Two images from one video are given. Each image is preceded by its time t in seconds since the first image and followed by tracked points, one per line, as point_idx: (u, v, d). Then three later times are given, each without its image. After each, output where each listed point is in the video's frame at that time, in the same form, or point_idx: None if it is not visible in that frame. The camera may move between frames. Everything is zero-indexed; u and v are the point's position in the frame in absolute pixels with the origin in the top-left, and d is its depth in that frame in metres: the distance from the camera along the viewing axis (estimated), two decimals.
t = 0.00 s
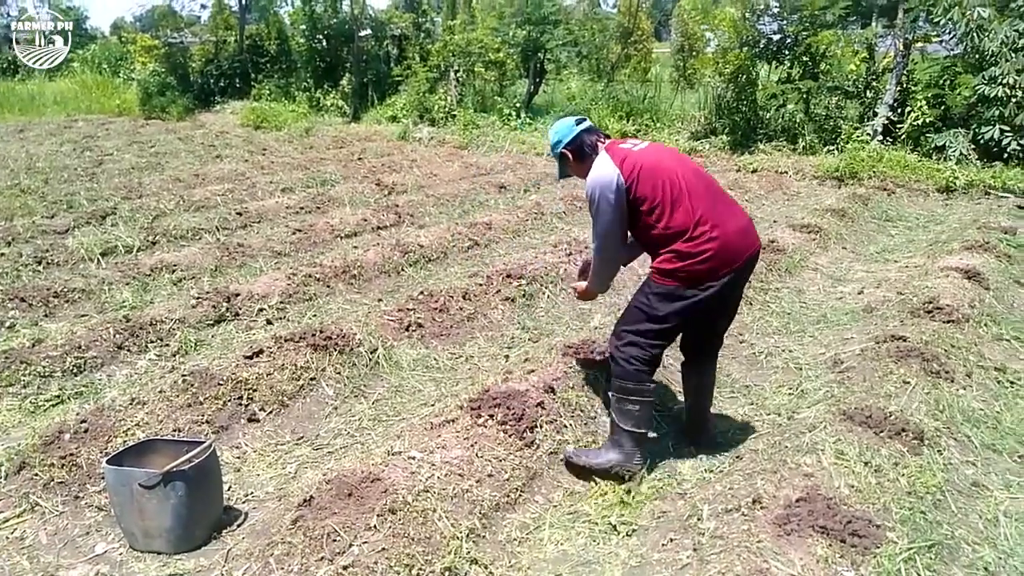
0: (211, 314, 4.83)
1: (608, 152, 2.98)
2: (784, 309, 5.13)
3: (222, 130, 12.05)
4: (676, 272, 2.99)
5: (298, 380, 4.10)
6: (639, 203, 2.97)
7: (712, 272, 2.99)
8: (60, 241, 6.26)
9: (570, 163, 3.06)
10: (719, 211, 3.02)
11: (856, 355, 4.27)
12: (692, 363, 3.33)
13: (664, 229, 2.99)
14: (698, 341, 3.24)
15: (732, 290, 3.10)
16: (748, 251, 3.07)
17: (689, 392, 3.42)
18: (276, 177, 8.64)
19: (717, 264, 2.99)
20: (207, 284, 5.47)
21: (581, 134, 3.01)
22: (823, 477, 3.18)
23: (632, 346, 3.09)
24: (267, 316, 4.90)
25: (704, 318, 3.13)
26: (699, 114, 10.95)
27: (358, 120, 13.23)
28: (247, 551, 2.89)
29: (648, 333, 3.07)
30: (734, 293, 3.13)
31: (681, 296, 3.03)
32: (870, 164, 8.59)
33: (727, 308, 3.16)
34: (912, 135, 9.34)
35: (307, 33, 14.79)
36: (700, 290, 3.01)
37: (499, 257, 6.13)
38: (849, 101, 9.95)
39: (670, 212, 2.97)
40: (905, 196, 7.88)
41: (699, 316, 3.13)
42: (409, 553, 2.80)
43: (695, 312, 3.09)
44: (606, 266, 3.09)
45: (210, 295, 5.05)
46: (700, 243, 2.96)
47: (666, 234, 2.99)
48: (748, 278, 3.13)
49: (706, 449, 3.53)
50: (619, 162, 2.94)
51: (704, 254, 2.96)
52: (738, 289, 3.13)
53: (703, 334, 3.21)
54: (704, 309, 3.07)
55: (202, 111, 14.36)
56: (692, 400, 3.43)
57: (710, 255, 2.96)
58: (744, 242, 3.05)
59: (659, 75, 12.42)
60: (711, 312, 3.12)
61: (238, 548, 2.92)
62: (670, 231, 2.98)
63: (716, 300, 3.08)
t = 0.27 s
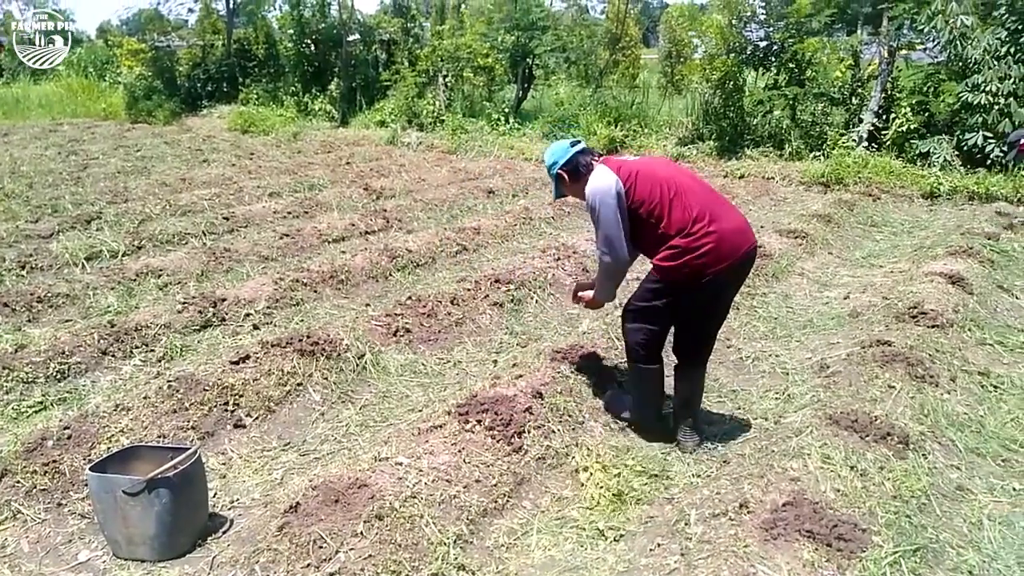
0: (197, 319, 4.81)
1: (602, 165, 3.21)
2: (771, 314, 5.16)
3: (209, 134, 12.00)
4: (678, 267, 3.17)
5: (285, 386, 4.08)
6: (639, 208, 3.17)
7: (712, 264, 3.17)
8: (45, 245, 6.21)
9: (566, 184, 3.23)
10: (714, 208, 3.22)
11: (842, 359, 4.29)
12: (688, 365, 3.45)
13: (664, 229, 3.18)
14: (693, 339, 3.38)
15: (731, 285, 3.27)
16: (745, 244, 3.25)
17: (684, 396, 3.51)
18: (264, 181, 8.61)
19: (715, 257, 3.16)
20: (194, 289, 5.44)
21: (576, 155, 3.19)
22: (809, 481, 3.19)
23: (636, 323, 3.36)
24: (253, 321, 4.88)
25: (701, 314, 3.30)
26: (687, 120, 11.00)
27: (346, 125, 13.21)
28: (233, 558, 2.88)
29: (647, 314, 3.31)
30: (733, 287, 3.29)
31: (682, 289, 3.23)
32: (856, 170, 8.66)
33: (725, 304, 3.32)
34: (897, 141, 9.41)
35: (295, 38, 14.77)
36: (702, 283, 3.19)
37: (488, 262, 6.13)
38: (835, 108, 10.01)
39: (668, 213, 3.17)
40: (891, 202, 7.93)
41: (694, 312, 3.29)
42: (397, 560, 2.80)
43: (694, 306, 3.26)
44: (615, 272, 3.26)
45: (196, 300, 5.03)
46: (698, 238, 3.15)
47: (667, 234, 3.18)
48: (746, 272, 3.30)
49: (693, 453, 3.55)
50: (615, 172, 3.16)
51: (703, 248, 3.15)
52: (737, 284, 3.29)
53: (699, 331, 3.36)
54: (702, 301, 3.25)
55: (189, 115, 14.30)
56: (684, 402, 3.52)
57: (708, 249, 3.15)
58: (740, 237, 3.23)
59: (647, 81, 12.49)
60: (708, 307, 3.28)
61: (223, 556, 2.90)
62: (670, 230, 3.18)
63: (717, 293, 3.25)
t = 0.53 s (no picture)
0: (192, 321, 4.80)
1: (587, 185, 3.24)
2: (765, 317, 5.17)
3: (204, 135, 11.98)
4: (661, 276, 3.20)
5: (279, 388, 4.07)
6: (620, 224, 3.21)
7: (692, 269, 3.17)
8: (38, 247, 6.19)
9: (557, 214, 3.23)
10: (693, 217, 3.24)
11: (836, 363, 4.31)
12: (679, 371, 3.48)
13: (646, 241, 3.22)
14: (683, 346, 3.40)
15: (716, 288, 3.25)
16: (728, 247, 3.23)
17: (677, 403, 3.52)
18: (259, 183, 8.60)
19: (695, 262, 3.16)
20: (188, 290, 5.44)
21: (566, 184, 3.18)
22: (803, 484, 3.19)
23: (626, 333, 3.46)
24: (248, 323, 4.87)
25: (686, 320, 3.30)
26: (682, 123, 11.03)
27: (342, 127, 13.20)
28: (226, 561, 2.87)
29: (633, 325, 3.40)
30: (719, 291, 3.27)
31: (665, 297, 3.25)
32: (850, 174, 8.69)
33: (712, 308, 3.30)
34: (890, 145, 9.44)
35: (290, 39, 14.77)
36: (683, 289, 3.20)
37: (483, 264, 6.13)
38: (830, 112, 10.05)
39: (647, 225, 3.21)
40: (884, 206, 7.96)
41: (678, 320, 3.31)
42: (391, 563, 2.80)
43: (678, 313, 3.28)
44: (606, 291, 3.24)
45: (190, 301, 5.02)
46: (677, 245, 3.17)
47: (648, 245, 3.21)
48: (733, 275, 3.27)
49: (687, 456, 3.55)
50: (595, 191, 3.21)
51: (683, 254, 3.16)
52: (722, 287, 3.27)
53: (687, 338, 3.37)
54: (686, 307, 3.26)
55: (184, 116, 14.28)
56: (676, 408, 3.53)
57: (688, 255, 3.16)
58: (721, 241, 3.22)
59: (642, 85, 12.50)
60: (693, 312, 3.28)
61: (216, 558, 2.90)
62: (650, 242, 3.21)
63: (701, 298, 3.24)
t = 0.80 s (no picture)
0: (188, 324, 4.79)
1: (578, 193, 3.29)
2: (762, 320, 5.17)
3: (200, 138, 11.97)
4: (646, 276, 3.21)
5: (276, 391, 4.07)
6: (606, 228, 3.24)
7: (675, 267, 3.16)
8: (34, 250, 6.17)
9: (552, 226, 3.30)
10: (678, 217, 3.24)
11: (833, 365, 4.31)
12: (673, 372, 3.47)
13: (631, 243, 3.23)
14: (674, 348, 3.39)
15: (702, 287, 3.21)
16: (714, 245, 3.20)
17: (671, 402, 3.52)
18: (256, 186, 8.59)
19: (678, 260, 3.15)
20: (185, 293, 5.43)
21: (559, 198, 3.27)
22: (800, 487, 3.20)
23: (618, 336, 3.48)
24: (245, 326, 4.87)
25: (674, 320, 3.28)
26: (679, 126, 11.04)
27: (339, 130, 13.20)
28: (222, 565, 2.86)
29: (622, 328, 3.40)
30: (707, 290, 3.23)
31: (650, 297, 3.25)
32: (846, 176, 8.71)
33: (700, 307, 3.27)
34: (887, 148, 9.46)
35: (287, 42, 14.75)
36: (667, 288, 3.19)
37: (480, 267, 6.13)
38: (826, 114, 10.07)
39: (632, 228, 3.22)
40: (881, 209, 7.97)
41: (667, 319, 3.28)
42: (388, 566, 2.81)
43: (666, 312, 3.26)
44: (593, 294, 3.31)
45: (187, 304, 5.01)
46: (660, 244, 3.18)
47: (634, 247, 3.23)
48: (720, 273, 3.23)
49: (684, 458, 3.55)
50: (583, 197, 3.25)
51: (666, 253, 3.16)
52: (710, 286, 3.23)
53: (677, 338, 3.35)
54: (672, 306, 3.24)
55: (181, 119, 14.26)
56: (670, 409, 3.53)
57: (671, 253, 3.15)
58: (705, 239, 3.20)
59: (639, 88, 12.51)
60: (681, 311, 3.26)
61: (213, 563, 2.89)
62: (635, 243, 3.22)
63: (688, 297, 3.21)
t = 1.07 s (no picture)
0: (189, 331, 4.80)
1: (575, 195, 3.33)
2: (763, 323, 5.17)
3: (201, 145, 11.99)
4: (635, 278, 3.21)
5: (276, 398, 4.07)
6: (599, 230, 3.27)
7: (663, 268, 3.14)
8: (35, 258, 6.19)
9: (552, 228, 3.33)
10: (670, 220, 3.24)
11: (834, 368, 4.31)
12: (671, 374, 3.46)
13: (623, 245, 3.25)
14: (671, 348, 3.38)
15: (693, 289, 3.18)
16: (705, 247, 3.18)
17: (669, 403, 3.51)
18: (256, 192, 8.61)
19: (666, 260, 3.14)
20: (185, 300, 5.43)
21: (559, 200, 3.30)
22: (801, 490, 3.19)
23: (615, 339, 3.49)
24: (245, 332, 4.87)
25: (667, 321, 3.27)
26: (679, 129, 11.06)
27: (339, 136, 13.22)
28: (223, 572, 2.86)
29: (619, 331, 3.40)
30: (698, 291, 3.20)
31: (642, 298, 3.25)
32: (846, 179, 8.72)
33: (693, 308, 3.24)
34: (886, 150, 9.47)
35: (287, 49, 14.79)
36: (658, 288, 3.18)
37: (481, 271, 6.14)
38: (825, 117, 10.09)
39: (624, 230, 3.24)
40: (881, 211, 7.98)
41: (661, 321, 3.27)
42: (389, 572, 2.80)
43: (658, 314, 3.25)
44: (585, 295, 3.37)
45: (187, 311, 5.02)
46: (649, 245, 3.18)
47: (625, 249, 3.25)
48: (712, 275, 3.19)
49: (685, 462, 3.55)
50: (578, 200, 3.29)
51: (654, 254, 3.16)
52: (701, 287, 3.19)
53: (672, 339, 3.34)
54: (663, 308, 3.23)
55: (181, 126, 14.30)
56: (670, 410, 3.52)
57: (659, 255, 3.15)
58: (697, 241, 3.18)
59: (638, 92, 12.52)
60: (673, 313, 3.24)
61: (214, 570, 2.88)
62: (626, 245, 3.24)
63: (679, 298, 3.18)
